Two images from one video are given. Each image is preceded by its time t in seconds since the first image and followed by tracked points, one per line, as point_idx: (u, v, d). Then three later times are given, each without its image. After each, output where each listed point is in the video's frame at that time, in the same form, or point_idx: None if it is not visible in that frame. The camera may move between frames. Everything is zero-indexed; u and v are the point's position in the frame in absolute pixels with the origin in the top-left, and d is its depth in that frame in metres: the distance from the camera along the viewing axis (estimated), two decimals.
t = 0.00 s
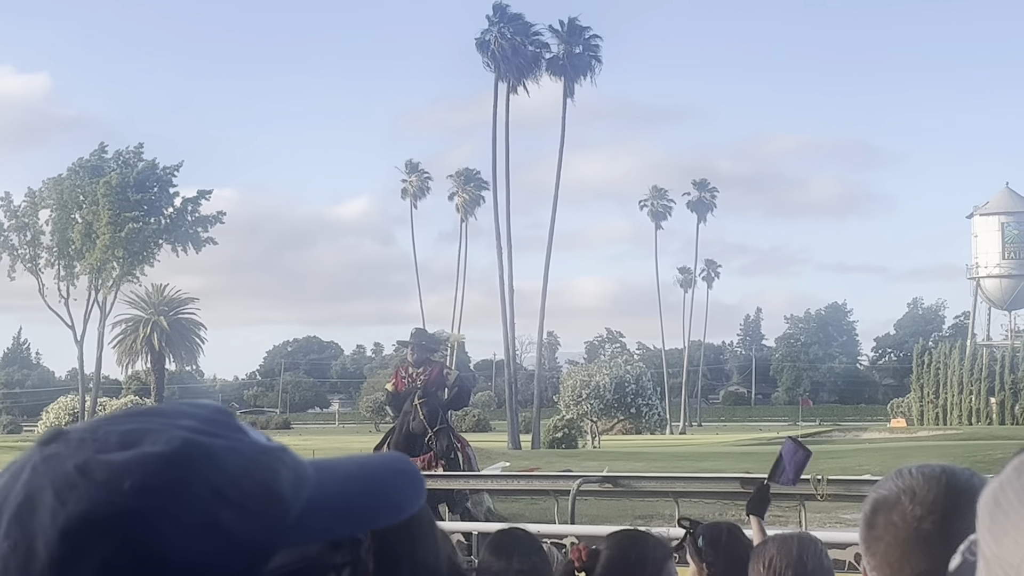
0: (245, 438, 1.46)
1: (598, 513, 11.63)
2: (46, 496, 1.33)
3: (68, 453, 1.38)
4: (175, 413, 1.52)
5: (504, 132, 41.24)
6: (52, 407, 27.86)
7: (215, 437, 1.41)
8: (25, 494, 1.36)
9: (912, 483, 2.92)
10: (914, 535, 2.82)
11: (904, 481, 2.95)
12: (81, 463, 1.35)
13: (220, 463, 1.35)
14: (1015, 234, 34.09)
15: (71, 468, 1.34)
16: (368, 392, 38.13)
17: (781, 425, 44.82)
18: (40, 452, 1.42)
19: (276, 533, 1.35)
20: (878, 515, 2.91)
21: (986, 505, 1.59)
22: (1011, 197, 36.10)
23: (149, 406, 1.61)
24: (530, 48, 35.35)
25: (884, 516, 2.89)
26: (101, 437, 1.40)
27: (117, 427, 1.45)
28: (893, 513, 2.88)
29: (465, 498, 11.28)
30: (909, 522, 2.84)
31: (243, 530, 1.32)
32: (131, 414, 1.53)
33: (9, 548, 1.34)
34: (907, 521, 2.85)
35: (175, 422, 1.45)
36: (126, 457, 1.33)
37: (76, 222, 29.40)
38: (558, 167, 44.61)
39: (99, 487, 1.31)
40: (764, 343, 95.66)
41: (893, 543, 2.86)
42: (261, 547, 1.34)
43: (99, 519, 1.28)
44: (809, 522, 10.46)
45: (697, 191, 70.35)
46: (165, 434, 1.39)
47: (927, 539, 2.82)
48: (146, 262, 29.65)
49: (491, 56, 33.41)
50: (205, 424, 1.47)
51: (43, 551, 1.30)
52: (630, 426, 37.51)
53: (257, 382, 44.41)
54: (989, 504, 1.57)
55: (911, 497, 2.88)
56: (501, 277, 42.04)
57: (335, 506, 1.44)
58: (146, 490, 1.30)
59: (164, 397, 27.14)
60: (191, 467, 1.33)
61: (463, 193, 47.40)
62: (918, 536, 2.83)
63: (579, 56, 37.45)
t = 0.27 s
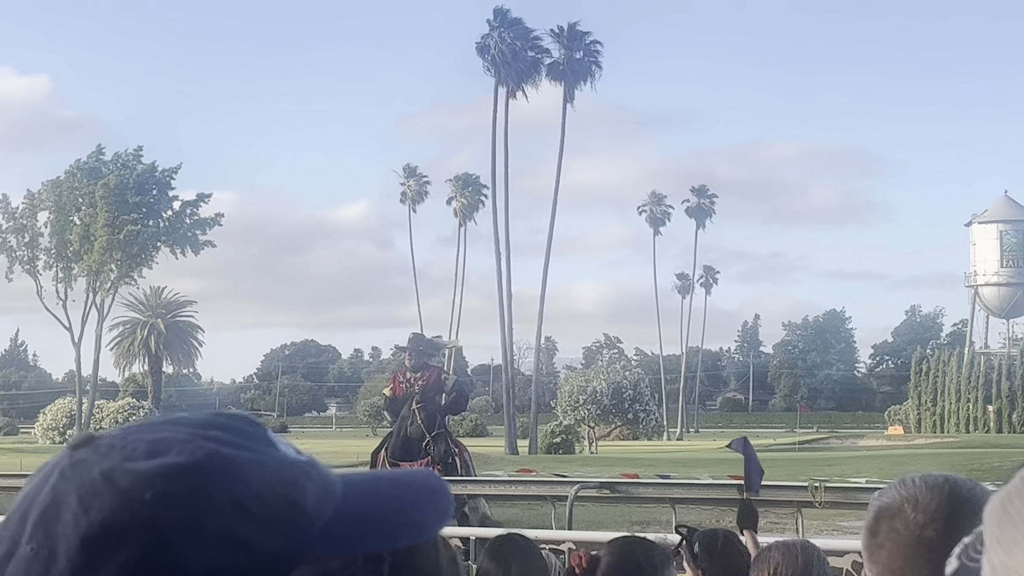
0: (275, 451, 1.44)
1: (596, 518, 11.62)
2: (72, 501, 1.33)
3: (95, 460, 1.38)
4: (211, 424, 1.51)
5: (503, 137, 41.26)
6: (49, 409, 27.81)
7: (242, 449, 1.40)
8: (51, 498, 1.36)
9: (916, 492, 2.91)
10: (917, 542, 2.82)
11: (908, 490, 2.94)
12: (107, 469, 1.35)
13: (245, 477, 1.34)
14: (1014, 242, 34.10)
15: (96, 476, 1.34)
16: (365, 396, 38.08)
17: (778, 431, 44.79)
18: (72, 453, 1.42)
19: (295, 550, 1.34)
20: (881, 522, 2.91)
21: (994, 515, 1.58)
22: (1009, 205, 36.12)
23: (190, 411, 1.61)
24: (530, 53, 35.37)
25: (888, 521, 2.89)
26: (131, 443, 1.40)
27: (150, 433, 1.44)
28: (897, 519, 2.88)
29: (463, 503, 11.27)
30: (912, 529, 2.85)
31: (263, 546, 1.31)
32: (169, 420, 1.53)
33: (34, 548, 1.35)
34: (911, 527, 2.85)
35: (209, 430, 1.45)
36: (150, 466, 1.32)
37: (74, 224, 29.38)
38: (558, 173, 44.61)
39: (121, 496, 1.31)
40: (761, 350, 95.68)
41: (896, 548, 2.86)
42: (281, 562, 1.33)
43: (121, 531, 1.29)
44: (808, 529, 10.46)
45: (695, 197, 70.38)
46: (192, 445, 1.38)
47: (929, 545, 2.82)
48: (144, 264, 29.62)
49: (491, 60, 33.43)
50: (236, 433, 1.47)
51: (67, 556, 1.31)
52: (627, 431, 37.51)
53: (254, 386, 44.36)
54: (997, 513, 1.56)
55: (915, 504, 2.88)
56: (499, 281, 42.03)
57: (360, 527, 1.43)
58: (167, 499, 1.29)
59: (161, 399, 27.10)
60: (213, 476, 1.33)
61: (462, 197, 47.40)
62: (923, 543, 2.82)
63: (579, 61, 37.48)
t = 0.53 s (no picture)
0: (285, 461, 1.51)
1: (594, 525, 11.62)
2: (84, 504, 1.41)
3: (110, 464, 1.45)
4: (227, 431, 1.57)
5: (505, 143, 41.28)
6: (48, 412, 27.78)
7: (250, 459, 1.46)
8: (65, 502, 1.43)
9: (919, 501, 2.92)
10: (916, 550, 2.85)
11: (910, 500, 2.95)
12: (119, 474, 1.42)
13: (253, 486, 1.40)
14: (1014, 252, 34.11)
15: (109, 479, 1.41)
16: (364, 402, 38.06)
17: (777, 440, 44.76)
18: (86, 463, 1.49)
19: (302, 554, 1.41)
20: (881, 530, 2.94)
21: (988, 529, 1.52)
22: (1010, 215, 36.13)
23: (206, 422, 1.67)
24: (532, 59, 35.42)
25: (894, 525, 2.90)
26: (143, 451, 1.47)
27: (163, 441, 1.50)
28: (895, 527, 2.93)
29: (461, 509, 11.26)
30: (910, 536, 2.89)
31: (269, 553, 1.38)
32: (184, 429, 1.59)
33: (47, 548, 1.42)
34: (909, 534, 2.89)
35: (217, 439, 1.51)
36: (159, 474, 1.39)
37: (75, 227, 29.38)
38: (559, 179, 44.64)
39: (131, 500, 1.38)
40: (761, 358, 95.62)
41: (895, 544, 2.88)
42: (284, 568, 1.40)
43: (131, 532, 1.36)
44: (806, 538, 10.47)
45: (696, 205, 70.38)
46: (200, 451, 1.44)
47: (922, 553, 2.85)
48: (144, 267, 29.62)
49: (494, 66, 33.47)
50: (246, 444, 1.52)
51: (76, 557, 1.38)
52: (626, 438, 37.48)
53: (254, 389, 44.32)
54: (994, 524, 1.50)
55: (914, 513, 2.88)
56: (500, 288, 42.02)
57: (367, 535, 1.52)
58: (174, 506, 1.36)
59: (160, 403, 27.07)
60: (220, 479, 1.39)
61: (462, 203, 47.39)
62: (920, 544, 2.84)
63: (582, 68, 37.52)
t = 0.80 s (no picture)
0: (291, 446, 1.52)
1: (594, 531, 11.61)
2: (87, 481, 1.42)
3: (115, 443, 1.46)
4: (234, 415, 1.58)
5: (507, 151, 41.33)
6: (49, 415, 27.79)
7: (255, 442, 1.48)
8: (68, 480, 1.45)
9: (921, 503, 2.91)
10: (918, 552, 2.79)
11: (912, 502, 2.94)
12: (125, 452, 1.44)
13: (255, 469, 1.41)
14: (1016, 263, 34.13)
15: (114, 457, 1.43)
16: (365, 407, 38.07)
17: (778, 448, 44.76)
18: (93, 438, 1.50)
19: (303, 539, 1.42)
20: (879, 528, 2.88)
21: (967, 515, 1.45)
22: (1012, 225, 36.17)
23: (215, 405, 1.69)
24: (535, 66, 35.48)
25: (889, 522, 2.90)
26: (149, 429, 1.48)
27: (169, 424, 1.52)
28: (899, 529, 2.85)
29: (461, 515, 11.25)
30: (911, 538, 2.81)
31: (271, 535, 1.39)
32: (192, 410, 1.60)
33: (47, 524, 1.44)
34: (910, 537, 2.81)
35: (223, 421, 1.52)
36: (164, 453, 1.41)
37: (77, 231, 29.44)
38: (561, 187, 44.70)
39: (134, 479, 1.39)
40: (762, 367, 95.61)
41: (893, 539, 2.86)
42: (285, 551, 1.41)
43: (132, 510, 1.37)
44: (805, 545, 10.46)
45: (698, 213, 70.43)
46: (206, 435, 1.45)
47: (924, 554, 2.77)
48: (146, 271, 29.66)
49: (497, 73, 33.53)
50: (251, 426, 1.53)
51: (77, 534, 1.40)
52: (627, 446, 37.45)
53: (255, 394, 44.33)
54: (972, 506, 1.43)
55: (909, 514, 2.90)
56: (501, 294, 42.06)
57: (368, 523, 1.53)
58: (177, 486, 1.37)
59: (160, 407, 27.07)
60: (225, 460, 1.40)
61: (464, 210, 47.43)
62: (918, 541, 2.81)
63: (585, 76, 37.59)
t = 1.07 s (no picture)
0: (294, 438, 1.51)
1: (593, 537, 11.63)
2: (89, 469, 1.43)
3: (117, 433, 1.47)
4: (241, 404, 1.58)
5: (510, 156, 41.38)
6: (49, 418, 27.75)
7: (257, 433, 1.47)
8: (69, 468, 1.45)
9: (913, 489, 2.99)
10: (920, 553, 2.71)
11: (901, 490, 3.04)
12: (128, 443, 1.44)
13: (257, 459, 1.41)
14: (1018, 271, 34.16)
15: (116, 445, 1.43)
16: (366, 412, 38.06)
17: (778, 455, 44.77)
18: (95, 426, 1.50)
19: (305, 533, 1.42)
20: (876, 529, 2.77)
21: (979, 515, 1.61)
22: (1014, 234, 36.19)
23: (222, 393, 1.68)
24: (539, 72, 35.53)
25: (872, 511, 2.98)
26: (151, 419, 1.48)
27: (175, 411, 1.52)
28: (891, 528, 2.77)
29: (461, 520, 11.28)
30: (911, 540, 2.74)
31: (272, 528, 1.39)
32: (196, 400, 1.60)
33: (48, 512, 1.45)
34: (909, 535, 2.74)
35: (225, 411, 1.52)
36: (165, 442, 1.41)
37: (78, 235, 29.45)
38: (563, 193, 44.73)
39: (134, 469, 1.39)
40: (762, 375, 95.60)
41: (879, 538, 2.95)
42: (286, 543, 1.40)
43: (132, 500, 1.37)
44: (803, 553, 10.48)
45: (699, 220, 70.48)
46: (207, 425, 1.45)
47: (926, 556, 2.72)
48: (148, 274, 29.66)
49: (501, 79, 33.56)
50: (254, 417, 1.53)
51: (76, 522, 1.41)
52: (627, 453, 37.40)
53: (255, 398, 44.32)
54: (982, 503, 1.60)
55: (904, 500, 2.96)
56: (502, 300, 42.07)
57: (371, 512, 1.52)
58: (179, 476, 1.37)
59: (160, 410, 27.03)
60: (224, 454, 1.40)
61: (465, 215, 47.45)
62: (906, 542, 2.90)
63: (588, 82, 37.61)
